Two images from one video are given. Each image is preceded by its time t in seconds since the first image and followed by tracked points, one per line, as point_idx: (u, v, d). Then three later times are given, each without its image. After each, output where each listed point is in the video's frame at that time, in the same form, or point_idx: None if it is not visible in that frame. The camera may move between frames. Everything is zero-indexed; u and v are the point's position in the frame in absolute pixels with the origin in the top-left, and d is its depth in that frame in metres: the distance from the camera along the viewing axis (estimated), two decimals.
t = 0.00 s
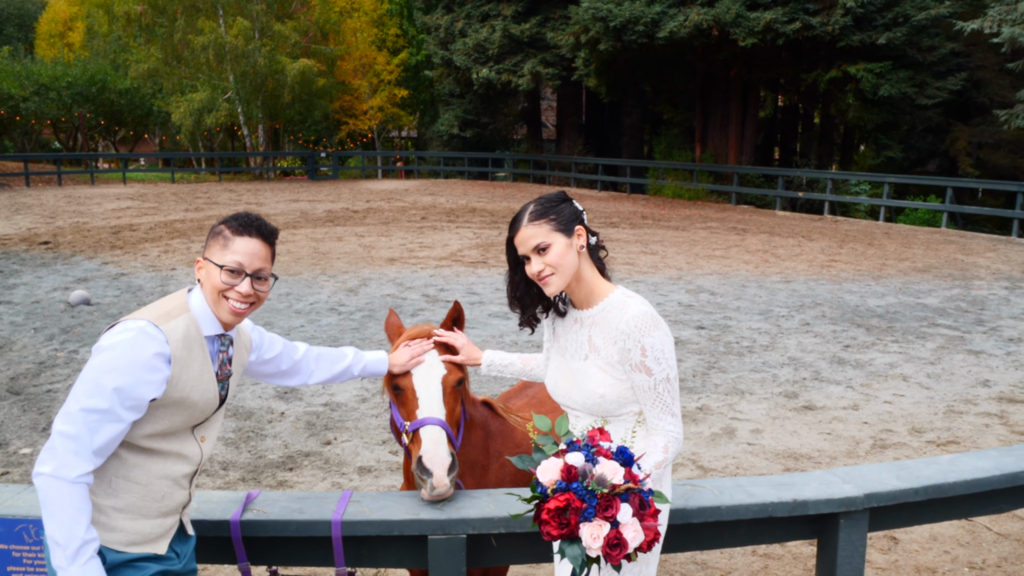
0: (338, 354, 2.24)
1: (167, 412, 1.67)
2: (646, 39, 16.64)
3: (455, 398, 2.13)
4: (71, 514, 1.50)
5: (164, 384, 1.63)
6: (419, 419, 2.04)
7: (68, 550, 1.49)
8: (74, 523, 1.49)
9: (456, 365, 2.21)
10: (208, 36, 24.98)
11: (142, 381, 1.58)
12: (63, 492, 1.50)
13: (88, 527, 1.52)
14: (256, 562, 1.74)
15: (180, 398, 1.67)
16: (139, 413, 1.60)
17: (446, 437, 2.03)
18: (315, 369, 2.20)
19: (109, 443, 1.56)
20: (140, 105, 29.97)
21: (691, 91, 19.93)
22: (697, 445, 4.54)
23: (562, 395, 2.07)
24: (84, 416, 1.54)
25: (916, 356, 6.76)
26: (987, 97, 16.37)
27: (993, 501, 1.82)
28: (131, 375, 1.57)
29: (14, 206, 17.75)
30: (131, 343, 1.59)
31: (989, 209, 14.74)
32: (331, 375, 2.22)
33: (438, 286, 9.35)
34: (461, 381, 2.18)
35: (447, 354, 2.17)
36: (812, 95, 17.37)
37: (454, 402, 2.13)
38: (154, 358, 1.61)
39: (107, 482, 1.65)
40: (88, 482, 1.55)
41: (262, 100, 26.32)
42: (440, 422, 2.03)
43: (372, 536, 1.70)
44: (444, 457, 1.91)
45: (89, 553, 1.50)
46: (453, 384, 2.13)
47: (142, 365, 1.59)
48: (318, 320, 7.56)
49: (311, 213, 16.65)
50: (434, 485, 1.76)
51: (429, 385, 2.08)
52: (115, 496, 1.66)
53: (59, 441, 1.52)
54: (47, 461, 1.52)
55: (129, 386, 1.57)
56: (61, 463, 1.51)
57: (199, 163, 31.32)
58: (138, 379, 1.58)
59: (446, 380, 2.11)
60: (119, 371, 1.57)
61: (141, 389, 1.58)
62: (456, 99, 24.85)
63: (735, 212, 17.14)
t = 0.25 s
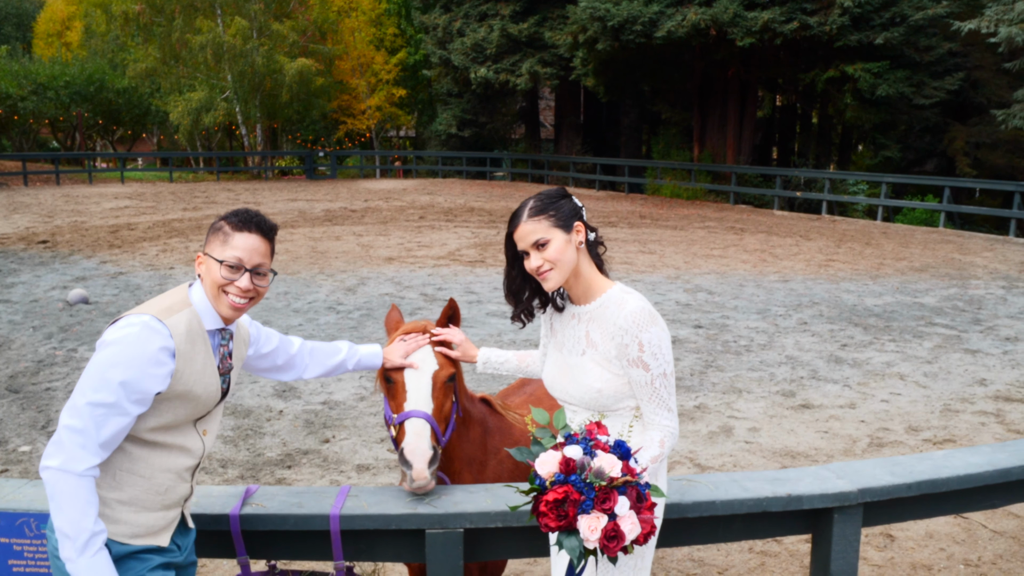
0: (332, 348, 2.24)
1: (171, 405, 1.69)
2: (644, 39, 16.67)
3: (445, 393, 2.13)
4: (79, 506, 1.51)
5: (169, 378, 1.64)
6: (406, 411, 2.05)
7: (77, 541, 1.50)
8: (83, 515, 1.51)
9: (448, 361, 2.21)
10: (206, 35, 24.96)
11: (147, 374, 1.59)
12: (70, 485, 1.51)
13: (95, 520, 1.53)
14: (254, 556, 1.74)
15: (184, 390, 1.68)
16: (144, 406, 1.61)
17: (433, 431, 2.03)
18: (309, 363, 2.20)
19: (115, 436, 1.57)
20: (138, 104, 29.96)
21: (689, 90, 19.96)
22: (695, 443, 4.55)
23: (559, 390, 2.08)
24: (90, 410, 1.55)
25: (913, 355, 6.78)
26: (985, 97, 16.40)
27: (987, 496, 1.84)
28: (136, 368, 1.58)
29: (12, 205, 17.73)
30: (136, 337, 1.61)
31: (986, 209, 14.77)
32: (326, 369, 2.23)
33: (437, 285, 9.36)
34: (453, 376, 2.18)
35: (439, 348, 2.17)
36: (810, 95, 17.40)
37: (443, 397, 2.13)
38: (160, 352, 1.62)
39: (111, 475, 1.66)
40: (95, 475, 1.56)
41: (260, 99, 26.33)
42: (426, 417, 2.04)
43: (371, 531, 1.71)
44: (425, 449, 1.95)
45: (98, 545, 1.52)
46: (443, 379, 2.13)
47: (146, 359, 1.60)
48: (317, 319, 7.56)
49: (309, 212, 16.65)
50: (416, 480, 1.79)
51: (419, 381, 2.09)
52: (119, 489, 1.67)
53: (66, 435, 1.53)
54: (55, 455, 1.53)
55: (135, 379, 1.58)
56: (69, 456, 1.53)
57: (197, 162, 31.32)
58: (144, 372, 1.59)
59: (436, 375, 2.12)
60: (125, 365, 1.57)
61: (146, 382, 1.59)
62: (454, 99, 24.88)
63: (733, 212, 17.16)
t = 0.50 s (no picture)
0: (321, 342, 2.28)
1: (172, 397, 1.70)
2: (642, 38, 16.68)
3: (438, 387, 2.14)
4: (85, 497, 1.52)
5: (170, 369, 1.66)
6: (399, 404, 2.06)
7: (84, 532, 1.51)
8: (89, 506, 1.52)
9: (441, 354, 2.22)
10: (205, 34, 24.95)
11: (150, 366, 1.61)
12: (75, 476, 1.53)
13: (101, 510, 1.55)
14: (253, 549, 1.76)
15: (185, 382, 1.70)
16: (147, 398, 1.63)
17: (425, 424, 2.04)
18: (300, 358, 2.22)
19: (119, 428, 1.58)
20: (136, 104, 29.93)
21: (687, 90, 19.99)
22: (692, 441, 4.57)
23: (555, 385, 2.09)
24: (94, 402, 1.56)
25: (911, 354, 6.80)
26: (984, 97, 16.42)
27: (979, 492, 1.85)
28: (138, 360, 1.59)
29: (10, 204, 17.72)
30: (138, 329, 1.62)
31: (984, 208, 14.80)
32: (317, 362, 2.26)
33: (435, 284, 9.38)
34: (446, 369, 2.19)
35: (430, 342, 2.18)
36: (809, 95, 17.42)
37: (436, 390, 2.13)
38: (162, 343, 1.64)
39: (114, 467, 1.68)
40: (100, 466, 1.57)
41: (258, 98, 26.33)
42: (419, 409, 2.05)
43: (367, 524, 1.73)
44: (419, 442, 1.95)
45: (104, 535, 1.54)
46: (436, 373, 2.14)
47: (149, 351, 1.61)
48: (315, 318, 7.58)
49: (308, 212, 16.66)
50: (405, 472, 1.80)
51: (412, 375, 2.10)
52: (121, 481, 1.68)
53: (70, 427, 1.54)
54: (59, 447, 1.54)
55: (138, 371, 1.59)
56: (73, 448, 1.54)
57: (197, 162, 31.30)
58: (146, 364, 1.60)
59: (429, 369, 2.13)
60: (128, 357, 1.59)
61: (149, 374, 1.61)
62: (452, 98, 24.91)
63: (732, 211, 17.17)
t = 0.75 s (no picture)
0: (317, 340, 2.29)
1: (172, 389, 1.71)
2: (642, 37, 16.67)
3: (429, 385, 2.14)
4: (87, 488, 1.53)
5: (171, 362, 1.67)
6: (389, 402, 2.07)
7: (86, 522, 1.52)
8: (91, 496, 1.53)
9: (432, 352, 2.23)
10: (204, 33, 24.94)
11: (151, 358, 1.62)
12: (77, 467, 1.54)
13: (102, 501, 1.56)
14: (250, 542, 1.77)
15: (185, 375, 1.71)
16: (148, 389, 1.64)
17: (415, 423, 2.06)
18: (296, 356, 2.23)
19: (120, 420, 1.59)
20: (135, 102, 29.91)
21: (686, 89, 20.01)
22: (689, 439, 4.58)
23: (549, 379, 2.10)
24: (96, 394, 1.57)
25: (908, 352, 6.82)
26: (983, 96, 16.42)
27: (971, 485, 1.87)
28: (140, 352, 1.61)
29: (9, 203, 17.72)
30: (140, 322, 1.63)
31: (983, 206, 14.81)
32: (311, 360, 2.27)
33: (434, 282, 9.39)
34: (437, 367, 2.20)
35: (422, 339, 2.19)
36: (808, 94, 17.44)
37: (427, 388, 2.14)
38: (163, 337, 1.65)
39: (115, 459, 1.69)
40: (101, 456, 1.58)
41: (258, 98, 26.33)
42: (408, 407, 2.06)
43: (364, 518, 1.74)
44: (407, 439, 1.96)
45: (106, 525, 1.55)
46: (427, 371, 2.15)
47: (150, 344, 1.62)
48: (314, 317, 7.59)
49: (307, 211, 16.66)
50: (393, 468, 1.81)
51: (403, 373, 2.11)
52: (122, 473, 1.69)
53: (72, 419, 1.55)
54: (61, 439, 1.55)
55: (139, 364, 1.60)
56: (76, 439, 1.54)
57: (196, 161, 31.29)
58: (148, 357, 1.62)
59: (419, 367, 2.13)
60: (129, 350, 1.60)
61: (150, 366, 1.62)
62: (452, 98, 24.91)
63: (732, 210, 17.18)
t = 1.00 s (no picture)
0: (312, 338, 2.29)
1: (174, 383, 1.71)
2: (641, 36, 16.67)
3: (424, 380, 2.14)
4: (92, 480, 1.53)
5: (173, 356, 1.67)
6: (385, 398, 2.06)
7: (91, 515, 1.52)
8: (95, 489, 1.53)
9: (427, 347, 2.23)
10: (203, 33, 24.92)
11: (153, 352, 1.62)
12: (81, 460, 1.54)
13: (107, 493, 1.56)
14: (251, 538, 1.77)
15: (187, 368, 1.71)
16: (150, 384, 1.64)
17: (411, 418, 2.05)
18: (292, 354, 2.24)
19: (123, 413, 1.60)
20: (134, 102, 29.91)
21: (685, 88, 20.01)
22: (688, 437, 4.59)
23: (544, 375, 2.10)
24: (99, 388, 1.57)
25: (907, 351, 6.82)
26: (983, 95, 16.42)
27: (965, 482, 1.87)
28: (141, 346, 1.61)
29: (8, 203, 17.72)
30: (141, 317, 1.63)
31: (982, 205, 14.82)
32: (306, 358, 2.27)
33: (433, 281, 9.39)
34: (432, 363, 2.20)
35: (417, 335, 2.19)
36: (807, 93, 17.45)
37: (422, 384, 2.14)
38: (164, 330, 1.65)
39: (117, 453, 1.69)
40: (105, 450, 1.58)
41: (257, 97, 26.33)
42: (405, 403, 2.05)
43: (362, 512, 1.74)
44: (403, 436, 1.95)
45: (110, 518, 1.55)
46: (422, 367, 2.14)
47: (152, 337, 1.62)
48: (314, 316, 7.59)
49: (307, 210, 16.66)
50: (392, 463, 1.81)
51: (399, 368, 2.10)
52: (124, 466, 1.69)
53: (76, 413, 1.55)
54: (65, 432, 1.55)
55: (142, 357, 1.60)
56: (80, 432, 1.55)
57: (195, 160, 31.29)
58: (150, 350, 1.62)
59: (414, 363, 2.13)
60: (131, 343, 1.60)
61: (152, 360, 1.62)
62: (451, 96, 24.92)
63: (731, 209, 17.18)
